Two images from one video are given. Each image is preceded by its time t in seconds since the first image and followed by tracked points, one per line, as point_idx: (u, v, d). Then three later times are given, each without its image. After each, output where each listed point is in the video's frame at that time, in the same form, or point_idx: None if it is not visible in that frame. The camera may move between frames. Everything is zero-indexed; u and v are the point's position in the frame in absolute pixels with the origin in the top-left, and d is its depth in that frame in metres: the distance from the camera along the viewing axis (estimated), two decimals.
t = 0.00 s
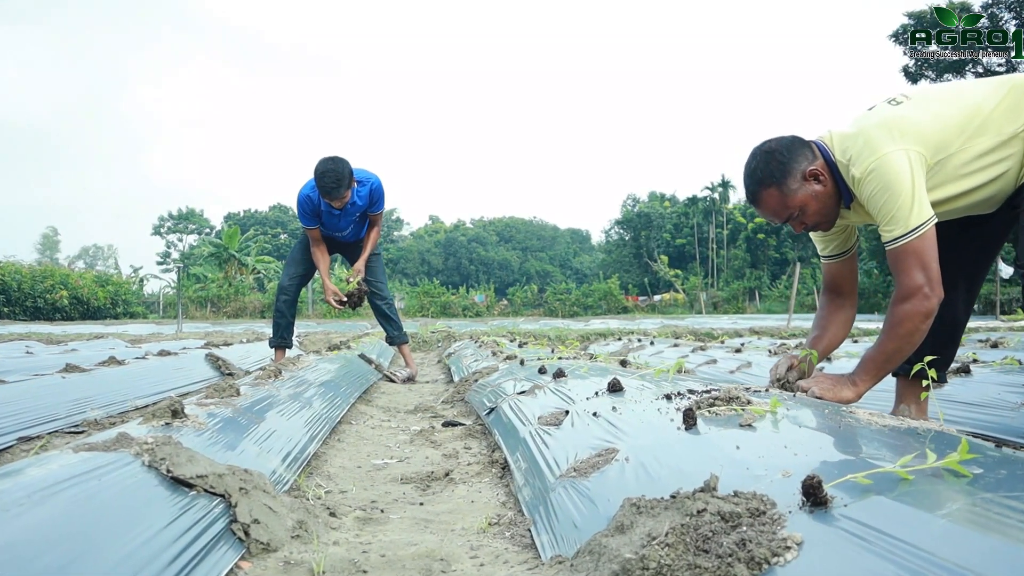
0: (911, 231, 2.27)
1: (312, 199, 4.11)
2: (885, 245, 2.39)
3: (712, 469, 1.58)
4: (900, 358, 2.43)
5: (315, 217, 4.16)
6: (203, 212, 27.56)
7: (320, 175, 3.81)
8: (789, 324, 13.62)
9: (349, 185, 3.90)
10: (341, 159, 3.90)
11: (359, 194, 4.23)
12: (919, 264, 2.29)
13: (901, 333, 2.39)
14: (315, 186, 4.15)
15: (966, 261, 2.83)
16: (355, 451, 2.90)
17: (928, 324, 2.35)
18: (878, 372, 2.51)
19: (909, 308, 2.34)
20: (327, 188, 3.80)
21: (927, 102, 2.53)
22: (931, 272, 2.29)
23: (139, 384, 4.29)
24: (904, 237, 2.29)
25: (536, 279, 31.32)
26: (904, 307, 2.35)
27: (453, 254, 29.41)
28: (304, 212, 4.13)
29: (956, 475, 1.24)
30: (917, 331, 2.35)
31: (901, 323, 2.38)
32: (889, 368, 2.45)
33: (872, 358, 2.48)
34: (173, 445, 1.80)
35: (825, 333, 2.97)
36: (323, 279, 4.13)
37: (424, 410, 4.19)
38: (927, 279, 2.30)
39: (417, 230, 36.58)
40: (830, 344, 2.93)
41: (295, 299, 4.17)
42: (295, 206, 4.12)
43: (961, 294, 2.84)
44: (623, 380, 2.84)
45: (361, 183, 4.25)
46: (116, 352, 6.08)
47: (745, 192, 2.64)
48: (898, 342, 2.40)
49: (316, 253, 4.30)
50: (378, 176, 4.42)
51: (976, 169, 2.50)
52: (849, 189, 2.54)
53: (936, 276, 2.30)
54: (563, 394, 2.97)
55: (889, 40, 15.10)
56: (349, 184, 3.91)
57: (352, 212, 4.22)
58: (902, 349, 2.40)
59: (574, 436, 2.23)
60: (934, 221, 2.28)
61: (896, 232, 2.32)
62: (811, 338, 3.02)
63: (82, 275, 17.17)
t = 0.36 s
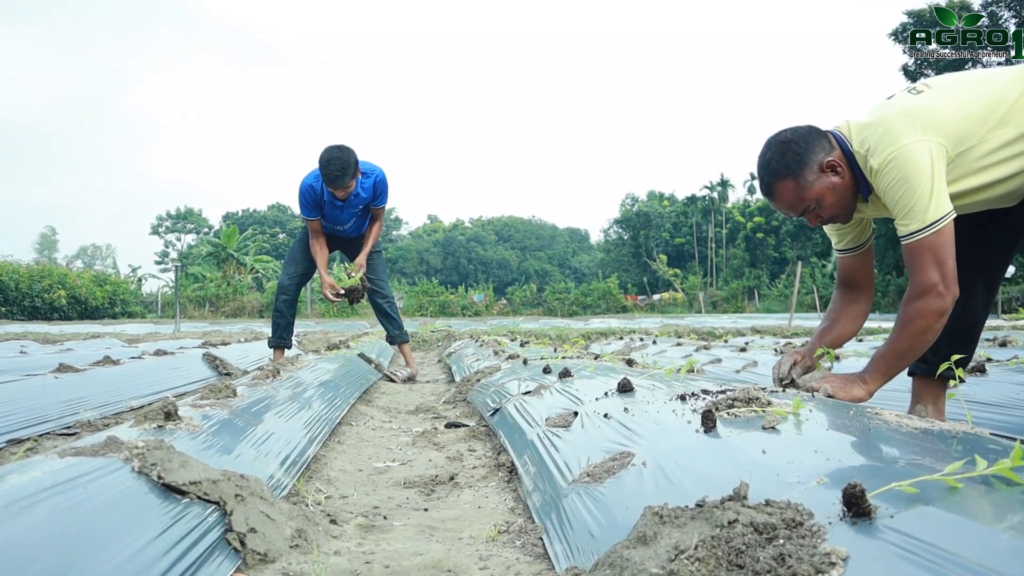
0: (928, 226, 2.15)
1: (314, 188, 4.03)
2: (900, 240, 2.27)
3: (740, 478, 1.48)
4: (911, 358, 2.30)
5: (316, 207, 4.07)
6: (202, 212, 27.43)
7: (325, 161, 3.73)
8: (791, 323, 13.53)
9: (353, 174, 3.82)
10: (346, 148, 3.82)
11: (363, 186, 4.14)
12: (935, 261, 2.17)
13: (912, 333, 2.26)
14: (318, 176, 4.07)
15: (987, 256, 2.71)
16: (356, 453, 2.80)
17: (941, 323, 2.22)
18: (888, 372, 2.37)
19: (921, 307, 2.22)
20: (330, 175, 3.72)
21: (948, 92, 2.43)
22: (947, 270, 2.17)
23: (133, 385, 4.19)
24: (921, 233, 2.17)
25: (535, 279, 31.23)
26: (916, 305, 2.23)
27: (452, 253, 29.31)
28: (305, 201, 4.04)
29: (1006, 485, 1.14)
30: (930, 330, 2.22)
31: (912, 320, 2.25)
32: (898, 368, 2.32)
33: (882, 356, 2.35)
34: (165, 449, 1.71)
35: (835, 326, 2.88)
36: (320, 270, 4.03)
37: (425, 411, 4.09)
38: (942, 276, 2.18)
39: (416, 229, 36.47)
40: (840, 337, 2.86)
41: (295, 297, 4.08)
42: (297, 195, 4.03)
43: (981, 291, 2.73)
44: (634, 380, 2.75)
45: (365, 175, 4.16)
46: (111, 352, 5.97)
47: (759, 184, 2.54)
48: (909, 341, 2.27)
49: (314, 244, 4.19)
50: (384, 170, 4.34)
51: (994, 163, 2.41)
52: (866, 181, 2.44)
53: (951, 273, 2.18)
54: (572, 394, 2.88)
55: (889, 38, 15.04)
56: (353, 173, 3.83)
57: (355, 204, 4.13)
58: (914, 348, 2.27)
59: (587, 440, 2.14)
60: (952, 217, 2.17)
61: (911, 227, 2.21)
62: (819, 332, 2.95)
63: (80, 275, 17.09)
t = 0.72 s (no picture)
0: (952, 221, 2.02)
1: (327, 172, 3.92)
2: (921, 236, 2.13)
3: (774, 490, 1.40)
4: (935, 358, 2.15)
5: (326, 192, 3.96)
6: (199, 210, 27.29)
7: (343, 139, 3.65)
8: (793, 322, 13.46)
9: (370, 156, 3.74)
10: (365, 130, 3.75)
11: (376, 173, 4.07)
12: (962, 256, 2.02)
13: (937, 331, 2.12)
14: (330, 160, 3.97)
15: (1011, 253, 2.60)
16: (359, 457, 2.70)
17: (969, 321, 2.08)
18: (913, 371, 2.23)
19: (949, 304, 2.07)
20: (348, 155, 3.63)
21: (975, 82, 2.32)
22: (974, 266, 2.02)
23: (130, 386, 4.09)
24: (945, 228, 2.03)
25: (533, 277, 31.13)
26: (942, 303, 2.09)
27: (451, 252, 29.19)
28: (316, 185, 3.93)
29: None
30: (957, 329, 2.08)
31: (938, 319, 2.11)
32: (923, 367, 2.18)
33: (906, 355, 2.21)
34: (160, 456, 1.61)
35: (863, 325, 2.82)
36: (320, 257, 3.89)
37: (428, 412, 4.00)
38: (970, 273, 2.03)
39: (414, 228, 36.35)
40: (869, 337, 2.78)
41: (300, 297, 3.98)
42: (307, 178, 3.92)
43: (1004, 287, 2.61)
44: (648, 381, 2.66)
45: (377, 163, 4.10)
46: (108, 351, 5.87)
47: (776, 176, 2.45)
48: (933, 341, 2.12)
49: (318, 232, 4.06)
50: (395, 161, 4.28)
51: (1018, 157, 2.31)
52: (888, 174, 2.34)
53: (981, 270, 2.03)
54: (582, 395, 2.79)
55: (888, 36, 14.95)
56: (370, 156, 3.75)
57: (366, 192, 4.04)
58: (937, 348, 2.13)
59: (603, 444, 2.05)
60: (978, 212, 2.03)
61: (935, 223, 2.06)
62: (848, 332, 2.88)
63: (77, 274, 16.99)
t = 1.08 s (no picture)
0: (980, 217, 1.93)
1: (336, 160, 3.85)
2: (947, 232, 2.05)
3: (806, 499, 1.33)
4: (966, 357, 2.07)
5: (333, 181, 3.88)
6: (198, 209, 27.19)
7: (354, 124, 3.57)
8: (794, 321, 13.38)
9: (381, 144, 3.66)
10: (377, 118, 3.69)
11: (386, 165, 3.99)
12: (992, 253, 1.95)
13: (969, 329, 2.04)
14: (340, 149, 3.89)
15: None
16: (363, 462, 2.62)
17: (1002, 318, 2.00)
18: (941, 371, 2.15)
19: (980, 303, 1.99)
20: (359, 140, 3.55)
21: (996, 72, 2.23)
22: (1007, 262, 1.94)
23: (127, 386, 4.01)
24: (973, 224, 1.94)
25: (533, 276, 31.08)
26: (974, 301, 2.01)
27: (449, 251, 29.08)
28: (324, 172, 3.85)
29: None
30: (988, 326, 2.00)
31: (969, 317, 2.03)
32: (954, 365, 2.09)
33: (935, 353, 2.13)
34: (156, 465, 1.53)
35: (889, 334, 2.77)
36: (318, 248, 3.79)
37: (432, 413, 3.91)
38: (1002, 269, 1.95)
39: (413, 227, 36.28)
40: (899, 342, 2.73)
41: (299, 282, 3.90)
42: (316, 165, 3.84)
43: None
44: (660, 383, 2.58)
45: (387, 156, 4.02)
46: (106, 351, 5.79)
47: (791, 175, 2.36)
48: (964, 339, 2.05)
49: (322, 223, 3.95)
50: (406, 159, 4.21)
51: None
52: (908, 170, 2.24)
53: (1012, 265, 1.95)
54: (593, 397, 2.71)
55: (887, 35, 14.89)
56: (381, 145, 3.67)
57: (374, 185, 3.96)
58: (969, 347, 2.05)
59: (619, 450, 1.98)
60: (1006, 206, 1.94)
61: (961, 219, 1.98)
62: (875, 343, 2.83)
63: (75, 273, 16.91)
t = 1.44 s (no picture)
0: (1014, 210, 1.85)
1: (325, 171, 3.76)
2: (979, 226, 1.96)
3: (840, 507, 1.25)
4: (1005, 349, 1.96)
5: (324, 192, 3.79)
6: (197, 209, 27.10)
7: (342, 132, 3.47)
8: (795, 320, 13.31)
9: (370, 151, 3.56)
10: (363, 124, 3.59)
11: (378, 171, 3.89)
12: None
13: (1007, 323, 1.91)
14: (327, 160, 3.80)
15: None
16: (365, 466, 2.54)
17: None
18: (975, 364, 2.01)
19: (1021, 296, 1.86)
20: (348, 150, 3.45)
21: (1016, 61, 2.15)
22: None
23: (123, 387, 3.92)
24: (1010, 216, 1.86)
25: (532, 275, 30.96)
26: (1015, 293, 1.88)
27: (449, 250, 28.99)
28: (314, 185, 3.76)
29: None
30: None
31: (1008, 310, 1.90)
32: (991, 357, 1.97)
33: (970, 346, 1.98)
34: (149, 472, 1.44)
35: (905, 333, 2.68)
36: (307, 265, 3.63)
37: (435, 414, 3.83)
38: None
39: (412, 225, 36.17)
40: (912, 342, 2.65)
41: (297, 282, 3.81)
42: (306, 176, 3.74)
43: None
44: (673, 385, 2.51)
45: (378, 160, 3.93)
46: (103, 351, 5.70)
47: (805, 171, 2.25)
48: (1005, 332, 1.92)
49: (314, 238, 3.84)
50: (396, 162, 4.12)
51: None
52: (927, 164, 2.15)
53: None
54: (602, 400, 2.63)
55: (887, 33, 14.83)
56: (370, 152, 3.58)
57: (367, 191, 3.86)
58: (1009, 339, 1.94)
59: (634, 456, 1.90)
60: None
61: (995, 213, 1.89)
62: (890, 341, 2.74)
63: (74, 272, 16.83)
